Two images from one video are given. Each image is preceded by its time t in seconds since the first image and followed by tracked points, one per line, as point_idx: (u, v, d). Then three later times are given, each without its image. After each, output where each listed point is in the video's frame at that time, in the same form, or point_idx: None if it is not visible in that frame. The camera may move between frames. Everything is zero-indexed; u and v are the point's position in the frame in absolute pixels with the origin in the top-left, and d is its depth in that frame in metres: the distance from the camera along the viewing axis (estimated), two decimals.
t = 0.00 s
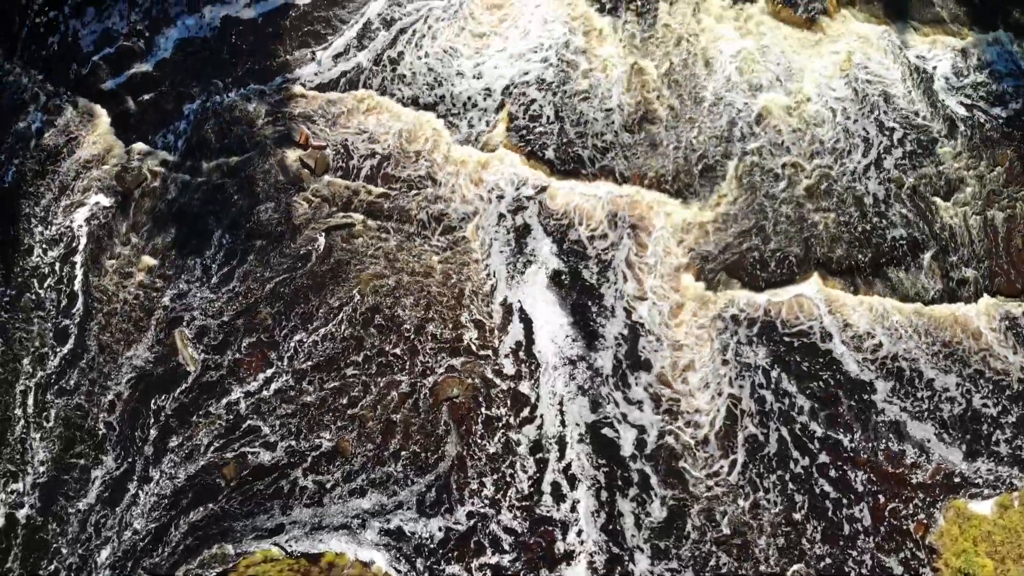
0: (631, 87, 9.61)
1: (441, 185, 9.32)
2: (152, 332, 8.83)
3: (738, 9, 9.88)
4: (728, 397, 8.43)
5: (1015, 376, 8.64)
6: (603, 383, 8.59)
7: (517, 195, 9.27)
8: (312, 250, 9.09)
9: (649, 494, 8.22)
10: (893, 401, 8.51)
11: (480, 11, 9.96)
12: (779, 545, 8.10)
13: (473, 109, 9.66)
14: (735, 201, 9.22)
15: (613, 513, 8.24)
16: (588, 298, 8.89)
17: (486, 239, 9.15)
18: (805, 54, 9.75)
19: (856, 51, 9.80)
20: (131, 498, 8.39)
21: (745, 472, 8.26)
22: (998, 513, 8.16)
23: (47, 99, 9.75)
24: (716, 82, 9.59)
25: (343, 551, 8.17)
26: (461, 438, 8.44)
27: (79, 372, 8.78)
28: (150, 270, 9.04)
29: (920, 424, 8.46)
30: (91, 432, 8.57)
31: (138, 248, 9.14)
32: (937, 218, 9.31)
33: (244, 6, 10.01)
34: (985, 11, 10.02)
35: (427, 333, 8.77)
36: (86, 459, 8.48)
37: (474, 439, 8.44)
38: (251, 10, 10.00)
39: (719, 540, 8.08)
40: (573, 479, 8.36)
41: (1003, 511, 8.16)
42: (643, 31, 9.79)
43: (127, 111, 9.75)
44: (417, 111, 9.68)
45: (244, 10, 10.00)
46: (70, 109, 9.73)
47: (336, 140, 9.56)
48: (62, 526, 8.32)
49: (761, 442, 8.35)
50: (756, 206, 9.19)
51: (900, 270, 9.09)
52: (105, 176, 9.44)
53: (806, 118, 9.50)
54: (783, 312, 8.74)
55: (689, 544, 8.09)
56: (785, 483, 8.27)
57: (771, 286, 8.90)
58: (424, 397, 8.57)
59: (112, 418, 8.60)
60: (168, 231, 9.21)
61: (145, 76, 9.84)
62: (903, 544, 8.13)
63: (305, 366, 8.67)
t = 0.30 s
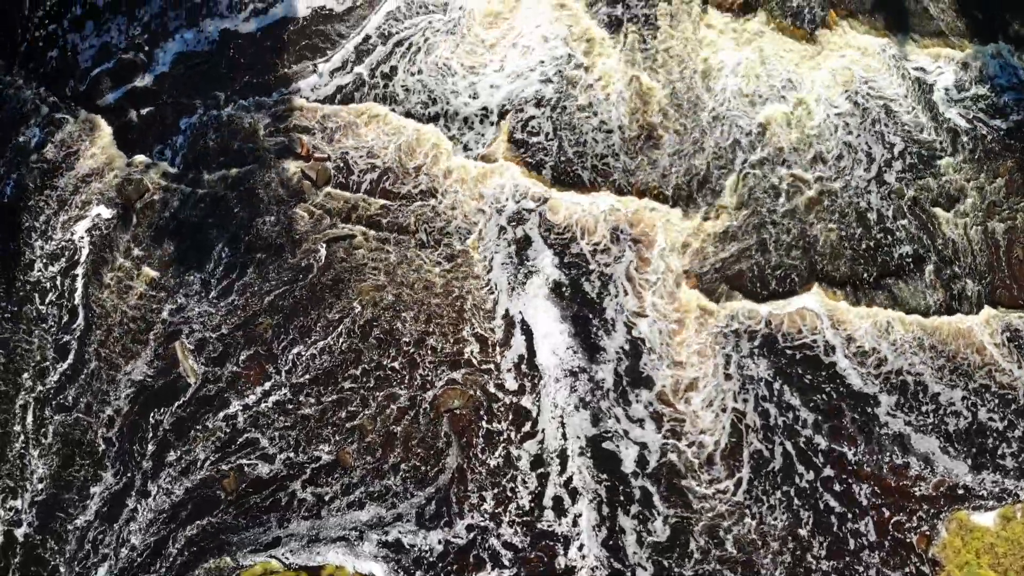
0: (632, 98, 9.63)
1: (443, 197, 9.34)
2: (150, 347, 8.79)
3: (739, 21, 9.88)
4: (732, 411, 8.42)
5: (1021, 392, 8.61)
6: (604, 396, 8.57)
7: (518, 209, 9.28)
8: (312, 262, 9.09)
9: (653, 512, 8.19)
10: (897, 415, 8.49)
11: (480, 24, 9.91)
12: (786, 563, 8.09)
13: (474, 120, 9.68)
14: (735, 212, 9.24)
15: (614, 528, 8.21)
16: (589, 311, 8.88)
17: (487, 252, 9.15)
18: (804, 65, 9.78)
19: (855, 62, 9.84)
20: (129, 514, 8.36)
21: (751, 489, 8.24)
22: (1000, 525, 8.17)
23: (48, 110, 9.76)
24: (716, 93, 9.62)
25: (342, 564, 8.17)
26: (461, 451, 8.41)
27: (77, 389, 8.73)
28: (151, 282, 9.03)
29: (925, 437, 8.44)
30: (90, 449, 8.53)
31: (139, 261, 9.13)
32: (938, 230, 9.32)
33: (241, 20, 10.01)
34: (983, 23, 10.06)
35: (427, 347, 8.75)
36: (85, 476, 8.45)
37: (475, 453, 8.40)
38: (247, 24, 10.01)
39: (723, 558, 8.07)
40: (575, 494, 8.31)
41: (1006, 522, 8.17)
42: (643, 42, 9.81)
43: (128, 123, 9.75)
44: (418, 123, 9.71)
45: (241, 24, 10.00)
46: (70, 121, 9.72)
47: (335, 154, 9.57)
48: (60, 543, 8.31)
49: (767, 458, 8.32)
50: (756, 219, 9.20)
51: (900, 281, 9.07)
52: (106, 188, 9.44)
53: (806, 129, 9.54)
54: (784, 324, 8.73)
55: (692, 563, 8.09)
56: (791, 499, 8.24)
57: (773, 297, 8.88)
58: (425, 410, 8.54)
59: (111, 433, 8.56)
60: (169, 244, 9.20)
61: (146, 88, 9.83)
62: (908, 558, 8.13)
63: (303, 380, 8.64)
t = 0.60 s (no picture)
0: (632, 110, 9.66)
1: (443, 208, 9.36)
2: (149, 362, 8.76)
3: (737, 36, 10.04)
4: (737, 425, 8.33)
5: None
6: (604, 410, 8.54)
7: (518, 223, 9.29)
8: (313, 272, 9.10)
9: (654, 528, 8.02)
10: (901, 429, 8.41)
11: (479, 39, 10.14)
12: None
13: (475, 133, 9.71)
14: (735, 224, 9.25)
15: (615, 544, 8.03)
16: (589, 324, 8.87)
17: (487, 265, 9.14)
18: (803, 78, 9.86)
19: (852, 75, 9.92)
20: (127, 530, 8.12)
21: (756, 507, 8.06)
22: (1003, 538, 8.05)
23: (51, 121, 9.87)
24: (716, 106, 9.68)
25: None
26: (461, 463, 8.31)
27: (75, 405, 8.63)
28: (153, 291, 9.05)
29: (928, 450, 8.36)
30: (90, 465, 8.37)
31: (139, 274, 9.12)
32: (939, 241, 9.31)
33: (239, 34, 10.27)
34: (980, 37, 10.18)
35: (425, 361, 8.71)
36: (84, 492, 8.25)
37: (475, 466, 8.31)
38: (245, 38, 10.26)
39: None
40: (575, 508, 8.18)
41: (1008, 535, 8.06)
42: (643, 56, 9.92)
43: (130, 135, 9.82)
44: (420, 135, 9.75)
45: (239, 38, 10.25)
46: (75, 134, 9.84)
47: (337, 167, 9.60)
48: (57, 564, 7.96)
49: (772, 475, 8.16)
50: (755, 233, 9.20)
51: (900, 293, 9.05)
52: (109, 200, 9.49)
53: (806, 140, 9.57)
54: (785, 337, 8.70)
55: None
56: (796, 515, 8.06)
57: (773, 309, 8.88)
58: (424, 422, 8.47)
59: (110, 449, 8.43)
60: (169, 256, 9.22)
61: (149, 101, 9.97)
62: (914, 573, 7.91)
63: (299, 395, 8.56)
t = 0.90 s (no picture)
0: (632, 123, 9.70)
1: (443, 223, 9.36)
2: (147, 379, 8.72)
3: (737, 49, 10.02)
4: (740, 442, 8.35)
5: None
6: (605, 424, 8.52)
7: (518, 237, 9.29)
8: (314, 284, 9.09)
9: (655, 546, 8.11)
10: (903, 443, 8.42)
11: (479, 54, 10.08)
12: None
13: (476, 146, 9.75)
14: (735, 236, 9.26)
15: (616, 560, 8.13)
16: (590, 338, 8.85)
17: (489, 279, 9.13)
18: (803, 91, 9.89)
19: (852, 89, 9.93)
20: (125, 547, 8.29)
21: (762, 527, 8.14)
22: (1004, 551, 8.08)
23: (51, 133, 9.84)
24: (715, 119, 9.73)
25: None
26: (461, 476, 8.34)
27: (72, 423, 8.65)
28: (154, 305, 9.01)
29: (933, 465, 8.37)
30: (86, 486, 8.43)
31: (139, 287, 9.09)
32: (939, 254, 9.31)
33: (237, 50, 10.19)
34: (978, 52, 10.16)
35: (424, 376, 8.67)
36: (80, 512, 8.36)
37: (475, 482, 8.33)
38: (243, 54, 10.18)
39: None
40: (576, 524, 8.24)
41: (1010, 549, 8.09)
42: (643, 70, 9.93)
43: (131, 148, 9.82)
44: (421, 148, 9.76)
45: (236, 54, 10.18)
46: (75, 147, 9.80)
47: (339, 180, 9.59)
48: None
49: (776, 493, 8.22)
50: (754, 247, 9.19)
51: (903, 305, 9.05)
52: (110, 212, 9.46)
53: (806, 153, 9.59)
54: (788, 351, 8.67)
55: None
56: (802, 532, 8.15)
57: (774, 321, 8.87)
58: (424, 437, 8.47)
59: (107, 467, 8.47)
60: (171, 269, 9.20)
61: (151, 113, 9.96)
62: None
63: (297, 410, 8.57)
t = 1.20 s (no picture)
0: (631, 137, 9.79)
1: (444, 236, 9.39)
2: (145, 397, 8.62)
3: (735, 65, 10.17)
4: (744, 460, 8.21)
5: None
6: (606, 440, 8.43)
7: (517, 251, 9.29)
8: (314, 298, 9.08)
9: (658, 567, 7.84)
10: (906, 459, 8.31)
11: (479, 68, 10.33)
12: None
13: (476, 160, 9.82)
14: (735, 249, 9.27)
15: None
16: (591, 353, 8.83)
17: (489, 292, 9.13)
18: (802, 105, 9.98)
19: (850, 103, 10.02)
20: (121, 566, 7.89)
21: (766, 549, 7.88)
22: (1005, 566, 7.82)
23: (53, 147, 9.96)
24: (715, 134, 9.79)
25: None
26: (462, 492, 8.20)
27: (69, 442, 8.45)
28: (153, 318, 9.01)
29: (937, 481, 8.24)
30: (85, 507, 8.12)
31: (139, 301, 9.09)
32: (939, 267, 9.32)
33: (235, 67, 10.55)
34: (978, 64, 10.36)
35: (423, 392, 8.61)
36: (78, 532, 8.02)
37: (475, 498, 8.19)
38: (241, 70, 10.53)
39: None
40: (576, 541, 8.02)
41: (1012, 563, 7.83)
42: (643, 87, 10.08)
43: (132, 162, 9.93)
44: (423, 163, 9.85)
45: (234, 70, 10.53)
46: (76, 160, 9.92)
47: (341, 194, 9.67)
48: None
49: (781, 511, 8.03)
50: (752, 261, 9.20)
51: (903, 319, 9.04)
52: (111, 226, 9.52)
53: (807, 166, 9.62)
54: (789, 364, 8.66)
55: None
56: (806, 551, 7.90)
57: (773, 335, 8.84)
58: (424, 454, 8.33)
59: (105, 485, 8.23)
60: (171, 282, 9.21)
61: (152, 126, 10.16)
62: None
63: (292, 425, 8.45)
